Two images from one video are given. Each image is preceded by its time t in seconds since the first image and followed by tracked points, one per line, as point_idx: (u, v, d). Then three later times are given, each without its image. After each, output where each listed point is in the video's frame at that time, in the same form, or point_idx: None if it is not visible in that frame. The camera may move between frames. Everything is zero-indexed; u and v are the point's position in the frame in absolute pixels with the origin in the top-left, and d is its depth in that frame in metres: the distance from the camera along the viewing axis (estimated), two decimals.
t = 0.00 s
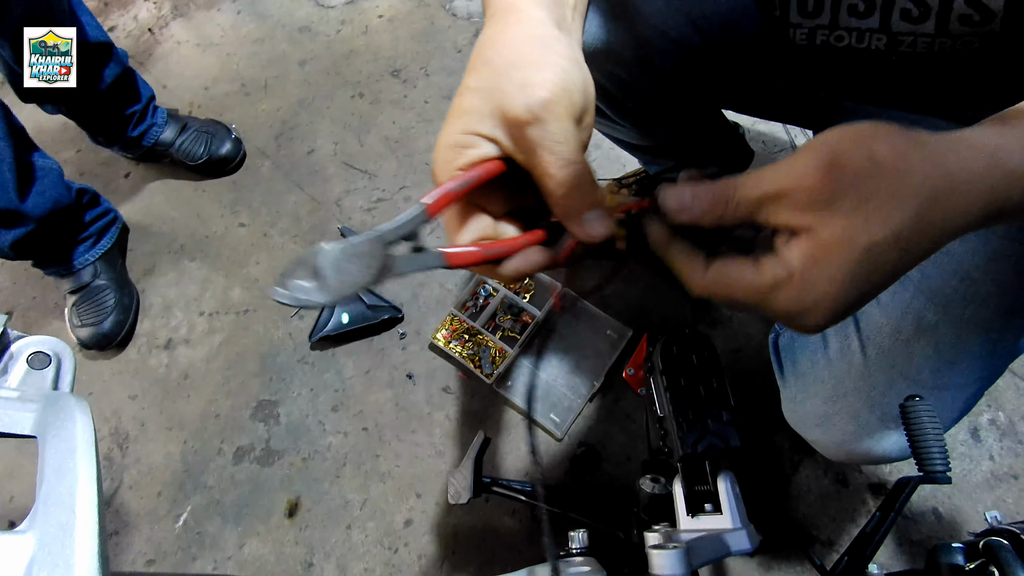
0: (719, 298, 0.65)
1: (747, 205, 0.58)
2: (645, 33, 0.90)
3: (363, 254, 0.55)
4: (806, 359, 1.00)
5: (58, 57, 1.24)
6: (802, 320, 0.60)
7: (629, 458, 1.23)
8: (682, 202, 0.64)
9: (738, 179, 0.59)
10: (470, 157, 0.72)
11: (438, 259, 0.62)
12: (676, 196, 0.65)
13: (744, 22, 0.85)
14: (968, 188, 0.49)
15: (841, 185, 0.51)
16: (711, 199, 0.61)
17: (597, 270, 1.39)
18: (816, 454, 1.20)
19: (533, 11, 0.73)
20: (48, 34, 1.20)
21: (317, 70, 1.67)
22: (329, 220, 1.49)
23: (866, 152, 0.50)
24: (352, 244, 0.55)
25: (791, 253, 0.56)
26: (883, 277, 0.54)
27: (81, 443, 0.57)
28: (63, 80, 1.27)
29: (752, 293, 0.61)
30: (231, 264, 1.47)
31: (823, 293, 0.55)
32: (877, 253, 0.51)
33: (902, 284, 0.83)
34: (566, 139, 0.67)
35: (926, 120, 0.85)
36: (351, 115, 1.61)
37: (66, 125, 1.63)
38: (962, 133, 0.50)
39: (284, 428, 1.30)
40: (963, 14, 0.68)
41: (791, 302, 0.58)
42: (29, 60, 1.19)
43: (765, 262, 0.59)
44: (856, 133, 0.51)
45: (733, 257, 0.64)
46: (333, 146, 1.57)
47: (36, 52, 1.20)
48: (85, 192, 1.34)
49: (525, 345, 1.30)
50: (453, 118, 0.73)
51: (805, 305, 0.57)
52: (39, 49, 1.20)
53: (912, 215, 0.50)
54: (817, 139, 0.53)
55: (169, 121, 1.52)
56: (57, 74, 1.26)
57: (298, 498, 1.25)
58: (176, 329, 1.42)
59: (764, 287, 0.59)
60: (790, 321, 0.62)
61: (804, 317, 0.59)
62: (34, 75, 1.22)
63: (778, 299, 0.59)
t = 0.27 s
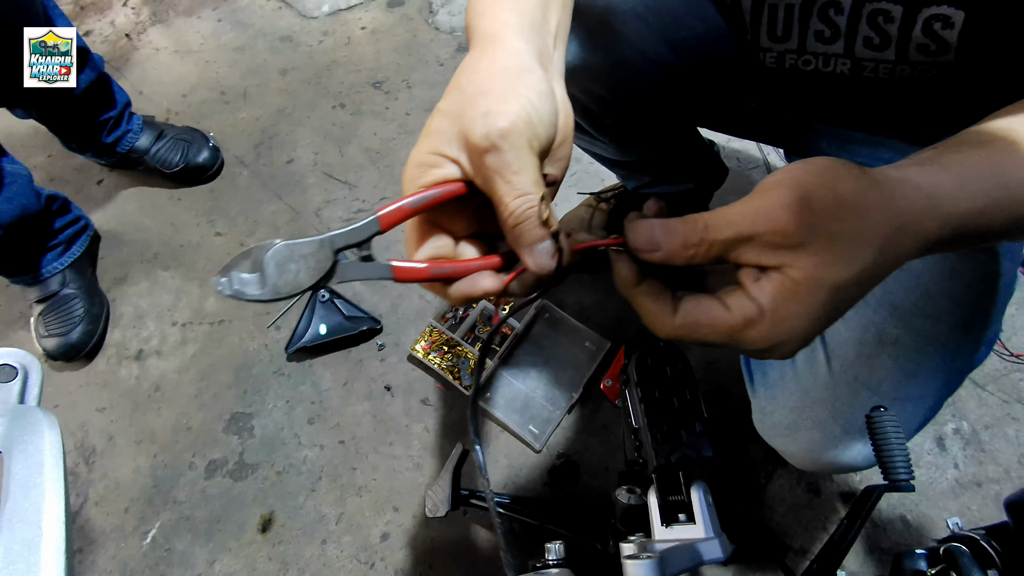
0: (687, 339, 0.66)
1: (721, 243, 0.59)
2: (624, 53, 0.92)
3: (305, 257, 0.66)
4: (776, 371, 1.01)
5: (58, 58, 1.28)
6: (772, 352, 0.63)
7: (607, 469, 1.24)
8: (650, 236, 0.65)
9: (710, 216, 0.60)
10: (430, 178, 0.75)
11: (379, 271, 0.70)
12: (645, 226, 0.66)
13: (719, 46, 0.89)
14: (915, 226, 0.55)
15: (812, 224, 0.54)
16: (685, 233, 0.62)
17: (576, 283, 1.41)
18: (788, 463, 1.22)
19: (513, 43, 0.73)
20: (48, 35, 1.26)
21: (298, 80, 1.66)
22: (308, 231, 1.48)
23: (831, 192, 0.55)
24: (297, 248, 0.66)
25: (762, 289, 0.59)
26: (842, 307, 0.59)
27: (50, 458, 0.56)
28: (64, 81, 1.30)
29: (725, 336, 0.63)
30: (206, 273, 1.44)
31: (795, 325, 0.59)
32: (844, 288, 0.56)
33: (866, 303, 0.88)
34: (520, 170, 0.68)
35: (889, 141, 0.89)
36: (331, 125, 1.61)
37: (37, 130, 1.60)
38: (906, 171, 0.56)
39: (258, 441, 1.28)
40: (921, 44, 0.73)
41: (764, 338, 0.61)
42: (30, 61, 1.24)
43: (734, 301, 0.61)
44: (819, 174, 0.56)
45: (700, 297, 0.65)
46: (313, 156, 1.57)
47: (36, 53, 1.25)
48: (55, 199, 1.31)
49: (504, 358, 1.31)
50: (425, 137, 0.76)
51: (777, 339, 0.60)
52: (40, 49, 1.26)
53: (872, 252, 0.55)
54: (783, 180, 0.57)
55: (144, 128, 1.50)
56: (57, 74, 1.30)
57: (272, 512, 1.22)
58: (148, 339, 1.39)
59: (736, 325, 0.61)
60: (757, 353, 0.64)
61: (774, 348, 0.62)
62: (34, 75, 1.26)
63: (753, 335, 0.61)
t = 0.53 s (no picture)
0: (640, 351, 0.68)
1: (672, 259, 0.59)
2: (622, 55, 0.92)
3: (269, 275, 0.58)
4: (767, 373, 0.98)
5: (59, 58, 1.29)
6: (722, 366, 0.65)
7: (605, 472, 1.24)
8: (601, 249, 0.60)
9: (660, 228, 0.59)
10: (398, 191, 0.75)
11: (344, 286, 0.65)
12: (598, 237, 0.59)
13: (716, 48, 0.91)
14: (873, 247, 0.54)
15: (762, 246, 0.54)
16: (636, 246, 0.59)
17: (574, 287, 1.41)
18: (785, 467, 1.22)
19: (478, 56, 0.74)
20: (48, 35, 1.28)
21: (297, 82, 1.67)
22: (307, 232, 1.48)
23: (785, 212, 0.54)
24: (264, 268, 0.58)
25: (712, 309, 0.60)
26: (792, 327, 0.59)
27: (49, 457, 0.56)
28: (65, 81, 1.31)
29: (675, 352, 0.64)
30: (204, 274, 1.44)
31: (744, 345, 0.61)
32: (793, 311, 0.57)
33: (861, 306, 0.87)
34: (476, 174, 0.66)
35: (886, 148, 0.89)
36: (331, 128, 1.61)
37: (36, 130, 1.60)
38: (867, 188, 0.56)
39: (256, 442, 1.28)
40: (916, 48, 0.73)
41: (715, 356, 0.63)
42: (30, 60, 1.26)
43: (687, 318, 0.63)
44: (776, 191, 0.54)
45: (654, 311, 0.66)
46: (313, 158, 1.57)
47: (36, 53, 1.27)
48: (54, 199, 1.31)
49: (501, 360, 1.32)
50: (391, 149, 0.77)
51: (727, 357, 0.62)
52: (40, 49, 1.27)
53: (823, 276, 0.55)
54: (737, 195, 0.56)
55: (144, 128, 1.50)
56: (57, 74, 1.30)
57: (269, 514, 1.22)
58: (146, 340, 1.38)
59: (688, 343, 0.63)
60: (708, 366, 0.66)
61: (724, 365, 0.64)
62: (34, 75, 1.26)
63: (704, 351, 0.63)
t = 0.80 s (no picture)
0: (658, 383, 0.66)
1: (687, 276, 0.59)
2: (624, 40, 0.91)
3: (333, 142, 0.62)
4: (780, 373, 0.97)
5: (59, 58, 1.25)
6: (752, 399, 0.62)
7: (615, 470, 1.24)
8: (608, 268, 0.62)
9: (678, 244, 0.59)
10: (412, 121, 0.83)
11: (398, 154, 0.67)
12: (605, 254, 0.63)
13: (721, 38, 0.90)
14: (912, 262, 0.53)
15: (795, 259, 0.54)
16: (653, 263, 0.60)
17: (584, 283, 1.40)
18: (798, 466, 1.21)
19: None
20: (48, 34, 1.22)
21: (308, 78, 1.67)
22: (318, 228, 1.49)
23: (817, 223, 0.54)
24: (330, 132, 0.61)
25: (742, 333, 0.59)
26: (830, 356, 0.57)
27: (66, 450, 0.56)
28: (65, 81, 1.28)
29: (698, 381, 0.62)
30: (217, 270, 1.45)
31: (778, 375, 0.59)
32: (832, 332, 0.55)
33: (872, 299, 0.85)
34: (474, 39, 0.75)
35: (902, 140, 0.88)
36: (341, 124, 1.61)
37: (53, 128, 1.62)
38: (920, 184, 0.55)
39: (268, 437, 1.29)
40: (937, 34, 0.71)
41: (745, 387, 0.60)
42: (30, 60, 1.20)
43: (713, 346, 0.61)
44: (807, 202, 0.55)
45: (672, 338, 0.65)
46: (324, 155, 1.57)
47: (36, 53, 1.21)
48: (70, 195, 1.33)
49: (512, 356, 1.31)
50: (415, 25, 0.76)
51: (759, 387, 0.60)
52: (40, 49, 1.22)
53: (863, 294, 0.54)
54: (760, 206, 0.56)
55: (158, 125, 1.51)
56: (57, 74, 1.26)
57: (281, 508, 1.23)
58: (160, 335, 1.40)
59: (715, 371, 0.61)
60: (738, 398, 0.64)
61: (755, 396, 0.61)
62: (33, 75, 1.23)
63: (734, 381, 0.60)
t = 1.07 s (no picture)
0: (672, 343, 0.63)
1: (705, 234, 0.56)
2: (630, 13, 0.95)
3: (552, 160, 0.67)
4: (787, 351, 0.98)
5: (59, 58, 1.23)
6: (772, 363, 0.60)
7: (629, 459, 1.23)
8: (623, 230, 0.59)
9: (700, 198, 0.56)
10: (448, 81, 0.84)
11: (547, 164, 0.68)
12: (621, 214, 0.59)
13: (727, 7, 0.90)
14: (945, 222, 0.52)
15: (824, 212, 0.52)
16: (670, 219, 0.57)
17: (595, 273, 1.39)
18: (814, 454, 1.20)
19: None
20: (48, 34, 1.20)
21: (316, 72, 1.67)
22: (328, 222, 1.49)
23: (851, 176, 0.52)
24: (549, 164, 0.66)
25: (765, 292, 0.57)
26: (858, 322, 0.56)
27: (81, 443, 0.57)
28: (64, 81, 1.26)
29: (717, 340, 0.60)
30: (229, 265, 1.46)
31: (801, 339, 0.57)
32: (863, 293, 0.53)
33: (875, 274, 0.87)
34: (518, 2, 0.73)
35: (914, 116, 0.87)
36: (349, 117, 1.61)
37: (65, 127, 1.63)
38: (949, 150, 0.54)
39: (282, 430, 1.30)
40: None
41: (766, 350, 0.59)
42: (30, 61, 1.19)
43: (735, 306, 0.59)
44: (842, 153, 0.53)
45: (688, 295, 0.62)
46: (332, 149, 1.57)
47: (34, 53, 1.19)
48: (84, 194, 1.34)
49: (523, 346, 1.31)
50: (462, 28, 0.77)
51: (779, 352, 0.58)
52: (39, 49, 1.19)
53: (895, 254, 0.52)
54: (791, 157, 0.54)
55: (167, 122, 1.51)
56: (57, 74, 1.25)
57: (297, 499, 1.24)
58: (175, 330, 1.41)
59: (734, 332, 0.59)
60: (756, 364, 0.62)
61: (775, 361, 0.59)
62: (34, 75, 1.21)
63: (756, 341, 0.59)
